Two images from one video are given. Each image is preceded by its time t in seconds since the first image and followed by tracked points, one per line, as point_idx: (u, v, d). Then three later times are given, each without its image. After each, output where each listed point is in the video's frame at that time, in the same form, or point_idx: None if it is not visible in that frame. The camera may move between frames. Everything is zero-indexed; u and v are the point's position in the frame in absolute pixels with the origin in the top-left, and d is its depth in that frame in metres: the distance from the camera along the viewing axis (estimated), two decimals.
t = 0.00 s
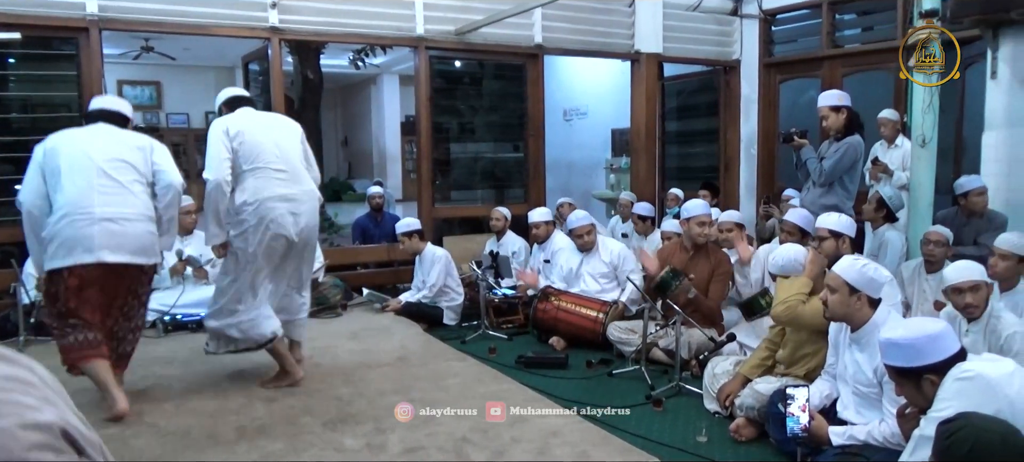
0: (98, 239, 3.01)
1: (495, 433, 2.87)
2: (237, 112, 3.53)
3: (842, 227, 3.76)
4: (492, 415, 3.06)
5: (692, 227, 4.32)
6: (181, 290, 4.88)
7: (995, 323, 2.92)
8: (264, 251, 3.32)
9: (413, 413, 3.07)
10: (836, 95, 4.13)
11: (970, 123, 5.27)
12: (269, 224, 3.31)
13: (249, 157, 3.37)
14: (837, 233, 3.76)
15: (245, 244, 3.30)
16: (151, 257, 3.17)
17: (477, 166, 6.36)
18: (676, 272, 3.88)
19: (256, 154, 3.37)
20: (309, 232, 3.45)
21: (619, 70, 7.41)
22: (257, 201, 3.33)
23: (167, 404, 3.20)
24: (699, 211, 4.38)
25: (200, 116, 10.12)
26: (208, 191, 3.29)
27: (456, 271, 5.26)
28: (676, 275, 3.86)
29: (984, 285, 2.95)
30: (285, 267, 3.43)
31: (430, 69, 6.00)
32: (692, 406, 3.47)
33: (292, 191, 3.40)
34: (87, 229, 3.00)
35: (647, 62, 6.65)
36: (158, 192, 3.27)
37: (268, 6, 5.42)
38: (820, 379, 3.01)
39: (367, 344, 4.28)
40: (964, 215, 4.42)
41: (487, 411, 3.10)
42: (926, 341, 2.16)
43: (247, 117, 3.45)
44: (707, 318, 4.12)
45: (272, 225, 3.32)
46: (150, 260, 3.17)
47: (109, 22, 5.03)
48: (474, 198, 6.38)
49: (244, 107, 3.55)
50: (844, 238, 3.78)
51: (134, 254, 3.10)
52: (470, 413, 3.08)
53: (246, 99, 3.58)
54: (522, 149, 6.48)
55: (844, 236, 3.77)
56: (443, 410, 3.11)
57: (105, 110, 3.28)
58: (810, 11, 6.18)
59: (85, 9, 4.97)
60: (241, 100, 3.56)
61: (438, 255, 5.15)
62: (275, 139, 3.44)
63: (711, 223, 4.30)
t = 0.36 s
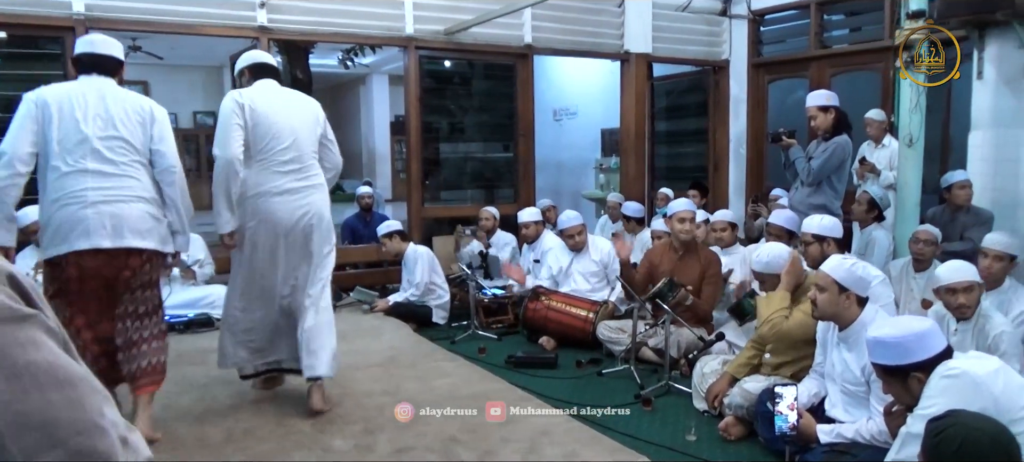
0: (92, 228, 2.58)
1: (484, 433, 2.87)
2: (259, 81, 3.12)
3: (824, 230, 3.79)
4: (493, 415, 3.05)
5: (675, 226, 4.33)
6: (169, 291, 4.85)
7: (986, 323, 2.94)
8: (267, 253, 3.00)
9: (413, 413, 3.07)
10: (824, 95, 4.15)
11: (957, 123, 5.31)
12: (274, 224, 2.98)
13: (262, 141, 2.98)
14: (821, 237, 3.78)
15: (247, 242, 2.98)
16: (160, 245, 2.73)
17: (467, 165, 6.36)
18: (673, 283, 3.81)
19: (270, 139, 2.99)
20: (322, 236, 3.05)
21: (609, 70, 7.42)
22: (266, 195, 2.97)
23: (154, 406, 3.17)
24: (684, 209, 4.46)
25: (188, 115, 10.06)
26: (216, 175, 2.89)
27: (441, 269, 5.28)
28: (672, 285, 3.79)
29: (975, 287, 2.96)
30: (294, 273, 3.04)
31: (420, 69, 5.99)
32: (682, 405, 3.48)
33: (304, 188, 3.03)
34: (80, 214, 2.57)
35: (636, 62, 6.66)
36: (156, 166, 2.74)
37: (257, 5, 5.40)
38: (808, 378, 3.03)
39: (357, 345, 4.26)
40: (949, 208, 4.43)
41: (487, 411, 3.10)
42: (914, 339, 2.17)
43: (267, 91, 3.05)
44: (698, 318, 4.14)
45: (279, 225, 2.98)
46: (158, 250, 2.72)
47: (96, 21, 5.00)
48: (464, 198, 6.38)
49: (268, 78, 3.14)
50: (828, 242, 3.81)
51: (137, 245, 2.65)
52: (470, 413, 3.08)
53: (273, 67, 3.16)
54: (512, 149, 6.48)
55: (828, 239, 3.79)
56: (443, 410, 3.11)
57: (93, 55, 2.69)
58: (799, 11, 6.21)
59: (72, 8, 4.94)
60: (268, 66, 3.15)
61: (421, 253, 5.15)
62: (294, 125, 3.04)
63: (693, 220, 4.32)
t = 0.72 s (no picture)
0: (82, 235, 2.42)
1: (474, 433, 2.86)
2: (265, 71, 2.77)
3: (819, 231, 3.81)
4: (492, 415, 3.04)
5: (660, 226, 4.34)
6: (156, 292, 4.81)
7: (970, 321, 2.96)
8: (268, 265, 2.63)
9: (414, 413, 3.07)
10: (812, 95, 4.18)
11: (943, 123, 5.35)
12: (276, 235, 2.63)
13: (264, 140, 2.64)
14: (818, 239, 3.79)
15: (248, 257, 2.61)
16: (159, 249, 2.59)
17: (456, 165, 6.35)
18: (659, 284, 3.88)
19: (273, 138, 2.64)
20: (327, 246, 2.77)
21: (598, 70, 7.43)
22: (268, 201, 2.63)
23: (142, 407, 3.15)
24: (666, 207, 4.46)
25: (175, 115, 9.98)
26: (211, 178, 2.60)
27: (429, 268, 5.27)
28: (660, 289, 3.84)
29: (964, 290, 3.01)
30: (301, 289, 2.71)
31: (408, 69, 5.98)
32: (671, 404, 3.48)
33: (310, 194, 2.70)
34: (71, 220, 2.42)
35: (625, 62, 6.67)
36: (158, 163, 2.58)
37: (244, 4, 5.37)
38: (797, 376, 3.04)
39: (346, 345, 4.25)
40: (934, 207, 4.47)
41: (486, 411, 3.09)
42: (902, 338, 2.19)
43: (272, 83, 2.70)
44: (687, 317, 4.14)
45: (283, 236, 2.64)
46: (157, 254, 2.58)
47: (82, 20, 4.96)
48: (452, 197, 6.37)
49: (275, 67, 2.79)
50: (826, 242, 3.82)
51: (133, 250, 2.50)
52: (470, 413, 3.08)
53: (283, 54, 2.82)
54: (501, 149, 6.48)
55: (825, 240, 3.81)
56: (443, 410, 3.10)
57: (89, 33, 2.54)
58: (786, 12, 6.24)
59: (57, 6, 4.90)
60: (278, 53, 2.80)
61: (409, 252, 5.14)
62: (300, 123, 2.70)
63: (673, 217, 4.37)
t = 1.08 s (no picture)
0: (69, 247, 2.08)
1: (466, 433, 2.86)
2: (263, 56, 2.40)
3: (814, 227, 3.83)
4: (492, 415, 3.03)
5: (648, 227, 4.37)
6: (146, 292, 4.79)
7: (957, 319, 2.97)
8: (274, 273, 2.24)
9: (414, 413, 3.06)
10: (802, 94, 4.20)
11: (932, 123, 5.39)
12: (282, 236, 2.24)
13: (262, 132, 2.26)
14: (813, 235, 3.82)
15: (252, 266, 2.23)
16: (155, 257, 2.24)
17: (447, 166, 6.34)
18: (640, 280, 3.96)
19: (272, 128, 2.27)
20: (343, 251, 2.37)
21: (589, 70, 7.44)
22: (269, 199, 2.24)
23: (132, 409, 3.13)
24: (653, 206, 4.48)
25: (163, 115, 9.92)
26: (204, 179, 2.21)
27: (421, 268, 5.25)
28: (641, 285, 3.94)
29: (948, 289, 3.05)
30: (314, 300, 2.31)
31: (399, 69, 5.97)
32: (663, 403, 3.49)
33: (318, 190, 2.31)
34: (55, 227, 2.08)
35: (616, 62, 6.68)
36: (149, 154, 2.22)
37: (234, 3, 5.35)
38: (788, 374, 3.05)
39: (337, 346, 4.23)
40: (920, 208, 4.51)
41: (486, 411, 3.08)
42: (891, 337, 2.20)
43: (269, 66, 2.33)
44: (678, 316, 4.15)
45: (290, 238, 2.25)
46: (153, 263, 2.24)
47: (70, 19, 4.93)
48: (444, 197, 6.36)
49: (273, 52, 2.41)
50: (820, 239, 3.85)
51: (126, 260, 2.16)
52: (470, 413, 3.07)
53: (282, 36, 2.45)
54: (492, 148, 6.48)
55: (819, 236, 3.84)
56: (443, 410, 3.10)
57: (54, 16, 2.21)
58: (776, 12, 6.26)
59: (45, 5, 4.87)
60: (274, 34, 2.44)
61: (401, 253, 5.13)
62: (304, 110, 2.32)
63: (660, 217, 4.39)
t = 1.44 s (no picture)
0: (87, 245, 1.88)
1: (458, 433, 2.85)
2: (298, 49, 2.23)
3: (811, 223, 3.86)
4: (492, 415, 3.04)
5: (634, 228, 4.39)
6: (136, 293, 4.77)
7: (948, 317, 2.98)
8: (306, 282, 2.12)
9: (413, 413, 3.06)
10: (793, 94, 4.21)
11: (922, 123, 5.42)
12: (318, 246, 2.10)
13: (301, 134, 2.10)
14: (808, 229, 3.85)
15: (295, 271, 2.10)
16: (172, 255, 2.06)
17: (439, 166, 6.34)
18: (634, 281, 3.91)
19: (312, 129, 2.11)
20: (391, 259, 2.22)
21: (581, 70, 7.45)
22: (311, 204, 2.10)
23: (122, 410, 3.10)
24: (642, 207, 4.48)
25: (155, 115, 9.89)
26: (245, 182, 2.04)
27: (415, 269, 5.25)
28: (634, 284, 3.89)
29: (937, 288, 3.07)
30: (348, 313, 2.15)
31: (391, 69, 5.96)
32: (655, 402, 3.50)
33: (361, 196, 2.16)
34: (71, 220, 1.87)
35: (608, 62, 6.68)
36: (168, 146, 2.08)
37: (225, 3, 5.34)
38: (778, 374, 3.06)
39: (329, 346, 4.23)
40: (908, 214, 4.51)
41: (487, 411, 3.08)
42: (883, 336, 2.21)
43: (308, 62, 2.17)
44: (669, 314, 4.16)
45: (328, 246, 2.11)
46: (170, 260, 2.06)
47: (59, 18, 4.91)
48: (436, 198, 6.35)
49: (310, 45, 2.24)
50: (813, 234, 3.87)
51: (148, 258, 1.98)
52: (470, 413, 3.07)
53: (319, 30, 2.27)
54: (484, 149, 6.49)
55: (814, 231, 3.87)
56: (443, 410, 3.09)
57: None
58: (767, 12, 6.28)
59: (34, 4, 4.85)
60: (311, 28, 2.27)
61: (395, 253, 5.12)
62: (346, 112, 2.17)
63: (647, 217, 4.40)
